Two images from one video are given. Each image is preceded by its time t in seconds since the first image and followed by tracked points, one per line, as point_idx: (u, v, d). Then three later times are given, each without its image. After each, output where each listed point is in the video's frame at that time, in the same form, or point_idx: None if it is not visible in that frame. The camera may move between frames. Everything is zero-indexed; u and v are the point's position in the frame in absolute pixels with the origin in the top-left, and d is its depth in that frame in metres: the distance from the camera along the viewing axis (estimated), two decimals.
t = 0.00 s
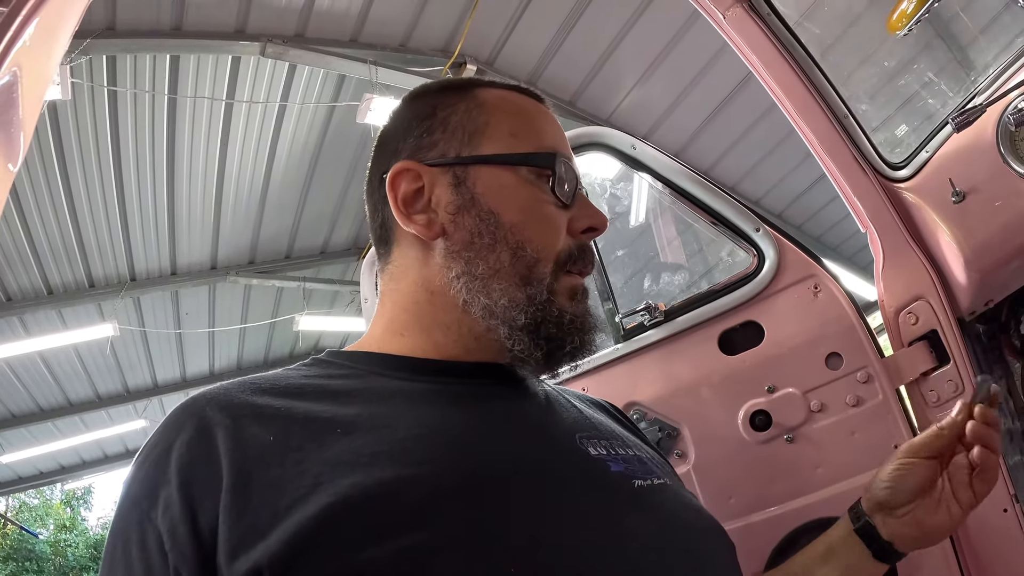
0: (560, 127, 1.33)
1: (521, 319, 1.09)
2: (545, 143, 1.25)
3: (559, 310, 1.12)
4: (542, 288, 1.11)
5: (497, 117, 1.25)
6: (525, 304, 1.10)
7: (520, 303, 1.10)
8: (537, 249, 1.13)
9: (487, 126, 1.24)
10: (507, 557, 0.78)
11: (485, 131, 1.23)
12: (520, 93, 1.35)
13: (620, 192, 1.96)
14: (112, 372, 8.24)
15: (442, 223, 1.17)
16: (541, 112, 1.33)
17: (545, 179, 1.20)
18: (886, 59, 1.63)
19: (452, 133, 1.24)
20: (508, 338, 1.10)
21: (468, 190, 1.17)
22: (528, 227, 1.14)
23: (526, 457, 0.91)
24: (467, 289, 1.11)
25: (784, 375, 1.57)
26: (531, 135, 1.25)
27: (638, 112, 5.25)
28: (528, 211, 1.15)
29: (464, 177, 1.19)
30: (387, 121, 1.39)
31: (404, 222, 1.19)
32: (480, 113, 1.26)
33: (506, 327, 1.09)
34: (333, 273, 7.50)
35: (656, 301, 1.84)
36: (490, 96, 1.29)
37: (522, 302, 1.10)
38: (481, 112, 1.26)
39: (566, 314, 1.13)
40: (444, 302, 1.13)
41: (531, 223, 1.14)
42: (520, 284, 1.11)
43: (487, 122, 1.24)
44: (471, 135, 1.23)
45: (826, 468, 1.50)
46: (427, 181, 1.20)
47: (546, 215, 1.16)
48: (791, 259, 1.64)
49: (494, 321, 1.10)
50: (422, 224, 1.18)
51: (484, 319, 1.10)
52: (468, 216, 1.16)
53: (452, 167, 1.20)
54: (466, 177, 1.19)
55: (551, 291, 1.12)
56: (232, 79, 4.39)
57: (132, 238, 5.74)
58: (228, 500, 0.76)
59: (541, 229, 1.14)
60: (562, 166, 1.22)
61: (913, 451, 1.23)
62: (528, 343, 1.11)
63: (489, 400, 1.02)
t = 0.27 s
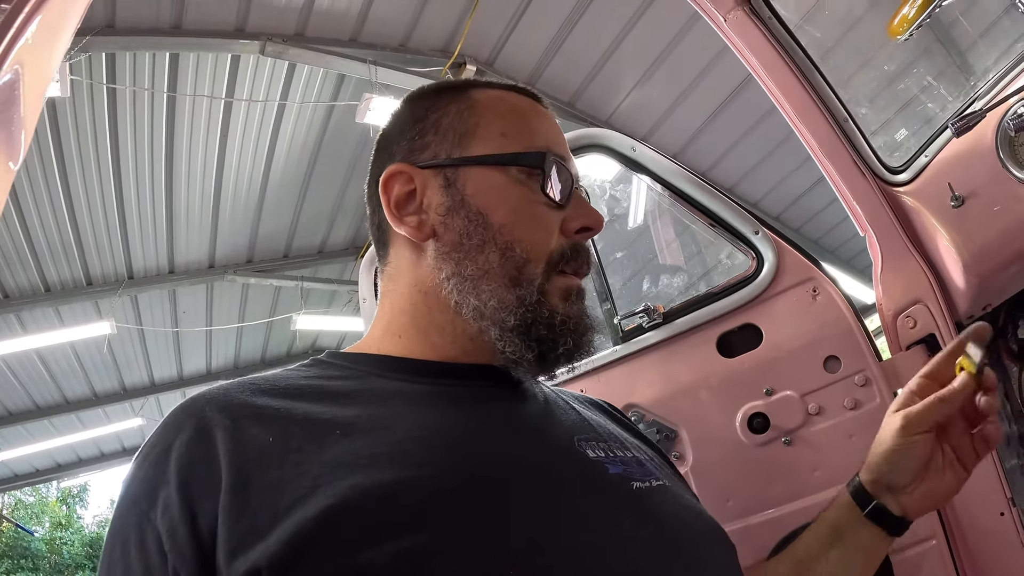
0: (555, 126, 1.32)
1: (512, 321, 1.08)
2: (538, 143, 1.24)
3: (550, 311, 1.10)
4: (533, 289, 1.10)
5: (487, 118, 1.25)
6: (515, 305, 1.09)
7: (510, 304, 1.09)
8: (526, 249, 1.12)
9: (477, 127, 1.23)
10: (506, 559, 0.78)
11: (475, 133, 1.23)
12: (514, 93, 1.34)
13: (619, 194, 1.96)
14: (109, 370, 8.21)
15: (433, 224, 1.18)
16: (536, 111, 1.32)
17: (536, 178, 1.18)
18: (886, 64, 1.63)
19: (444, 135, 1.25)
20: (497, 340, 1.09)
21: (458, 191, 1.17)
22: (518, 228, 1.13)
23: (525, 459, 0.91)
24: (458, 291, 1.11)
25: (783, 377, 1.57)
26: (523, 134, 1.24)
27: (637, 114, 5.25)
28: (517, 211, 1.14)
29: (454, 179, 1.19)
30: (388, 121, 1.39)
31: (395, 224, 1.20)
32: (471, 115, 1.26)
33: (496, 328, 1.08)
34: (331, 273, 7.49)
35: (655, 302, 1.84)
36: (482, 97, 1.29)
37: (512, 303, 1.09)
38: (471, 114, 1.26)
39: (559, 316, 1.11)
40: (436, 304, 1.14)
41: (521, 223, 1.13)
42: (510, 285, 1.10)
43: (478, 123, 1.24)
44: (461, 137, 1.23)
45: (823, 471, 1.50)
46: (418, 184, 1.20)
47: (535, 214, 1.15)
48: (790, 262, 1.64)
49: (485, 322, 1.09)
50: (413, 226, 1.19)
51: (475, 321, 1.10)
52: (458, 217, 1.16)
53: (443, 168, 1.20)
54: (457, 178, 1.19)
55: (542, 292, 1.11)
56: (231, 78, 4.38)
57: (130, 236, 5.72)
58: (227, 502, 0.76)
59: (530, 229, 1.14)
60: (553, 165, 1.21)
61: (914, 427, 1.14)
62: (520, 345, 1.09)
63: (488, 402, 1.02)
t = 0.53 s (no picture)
0: (501, 105, 1.24)
1: (446, 316, 1.03)
2: (466, 128, 1.18)
3: (483, 299, 1.01)
4: (464, 278, 1.03)
5: (422, 118, 1.23)
6: (446, 299, 1.03)
7: (443, 298, 1.03)
8: (451, 239, 1.06)
9: (412, 131, 1.22)
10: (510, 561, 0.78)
11: (411, 136, 1.22)
12: (465, 81, 1.29)
13: (619, 196, 1.93)
14: (107, 368, 8.20)
15: (387, 235, 1.20)
16: (481, 92, 1.25)
17: (459, 166, 1.12)
18: (884, 69, 1.65)
19: (389, 147, 1.26)
20: (450, 331, 1.04)
21: (398, 197, 1.17)
22: (444, 219, 1.08)
23: (530, 461, 0.91)
24: (407, 293, 1.10)
25: (782, 379, 1.58)
26: (452, 124, 1.19)
27: (637, 115, 5.26)
28: (442, 203, 1.09)
29: (396, 186, 1.19)
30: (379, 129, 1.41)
31: (367, 241, 1.26)
32: (410, 119, 1.25)
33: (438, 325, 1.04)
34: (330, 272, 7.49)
35: (654, 304, 1.83)
36: (422, 98, 1.27)
37: (445, 296, 1.03)
38: (410, 120, 1.25)
39: (495, 301, 1.01)
40: (398, 308, 1.14)
41: (446, 214, 1.08)
42: (442, 279, 1.04)
43: (413, 127, 1.23)
44: (402, 145, 1.23)
45: (820, 473, 1.52)
46: (377, 200, 1.24)
47: (467, 197, 1.08)
48: (789, 265, 1.65)
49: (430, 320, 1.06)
50: (377, 240, 1.24)
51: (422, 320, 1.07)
52: (401, 222, 1.15)
53: (387, 179, 1.22)
54: (396, 185, 1.19)
55: (474, 279, 1.02)
56: (232, 77, 4.39)
57: (129, 234, 5.72)
58: (236, 502, 0.77)
59: (457, 217, 1.07)
60: (474, 148, 1.14)
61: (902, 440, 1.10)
62: (460, 339, 1.03)
63: (490, 404, 1.02)
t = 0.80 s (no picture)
0: (467, 116, 1.23)
1: (411, 333, 1.07)
2: (429, 143, 1.19)
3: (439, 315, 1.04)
4: (424, 296, 1.06)
5: (398, 142, 1.28)
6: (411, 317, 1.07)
7: (409, 316, 1.08)
8: (413, 259, 1.09)
9: (393, 156, 1.28)
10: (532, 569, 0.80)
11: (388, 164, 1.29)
12: (440, 96, 1.32)
13: (625, 206, 1.95)
14: (107, 367, 8.19)
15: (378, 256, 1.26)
16: (451, 105, 1.26)
17: (421, 186, 1.15)
18: (888, 79, 1.65)
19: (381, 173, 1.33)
20: (415, 348, 1.07)
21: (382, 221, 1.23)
22: (407, 241, 1.12)
23: (548, 471, 0.94)
24: (389, 312, 1.15)
25: (785, 388, 1.60)
26: (419, 143, 1.21)
27: (639, 119, 5.28)
28: (406, 224, 1.13)
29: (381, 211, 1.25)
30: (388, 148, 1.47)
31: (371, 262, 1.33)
32: (393, 144, 1.30)
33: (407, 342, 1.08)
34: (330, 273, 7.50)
35: (659, 312, 1.84)
36: (404, 121, 1.32)
37: (411, 315, 1.07)
38: (393, 144, 1.30)
39: (450, 317, 1.03)
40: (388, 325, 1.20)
41: (409, 235, 1.11)
42: (409, 298, 1.09)
43: (393, 152, 1.28)
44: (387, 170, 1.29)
45: (821, 480, 1.54)
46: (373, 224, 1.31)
47: (419, 218, 1.11)
48: (792, 276, 1.68)
49: (402, 337, 1.10)
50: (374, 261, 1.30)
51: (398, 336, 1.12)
52: (381, 249, 1.22)
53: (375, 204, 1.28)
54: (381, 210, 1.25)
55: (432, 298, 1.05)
56: (236, 79, 4.41)
57: (131, 234, 5.73)
58: (270, 516, 0.79)
59: (416, 238, 1.10)
60: (431, 164, 1.15)
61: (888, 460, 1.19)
62: (424, 355, 1.06)
63: (502, 414, 1.05)
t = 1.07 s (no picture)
0: (474, 129, 1.23)
1: (419, 348, 1.06)
2: (433, 156, 1.19)
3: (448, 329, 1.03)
4: (433, 310, 1.05)
5: (400, 155, 1.27)
6: (418, 331, 1.06)
7: (416, 330, 1.07)
8: (421, 273, 1.09)
9: (394, 169, 1.27)
10: None
11: (389, 178, 1.28)
12: (440, 108, 1.31)
13: (627, 212, 1.94)
14: (106, 366, 8.18)
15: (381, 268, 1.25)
16: (452, 117, 1.26)
17: (426, 198, 1.14)
18: (892, 87, 1.62)
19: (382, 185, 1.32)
20: (422, 362, 1.06)
21: (385, 234, 1.22)
22: (414, 254, 1.11)
23: (551, 485, 0.93)
24: (394, 325, 1.14)
25: (787, 397, 1.60)
26: (422, 155, 1.20)
27: (640, 122, 5.28)
28: (413, 238, 1.12)
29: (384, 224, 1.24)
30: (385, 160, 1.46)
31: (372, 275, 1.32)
32: (394, 156, 1.30)
33: (415, 356, 1.07)
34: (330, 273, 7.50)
35: (662, 320, 1.83)
36: (405, 134, 1.31)
37: (418, 329, 1.07)
38: (394, 157, 1.30)
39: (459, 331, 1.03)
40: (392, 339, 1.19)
41: (416, 249, 1.11)
42: (416, 312, 1.08)
43: (395, 165, 1.27)
44: (389, 183, 1.28)
45: (823, 488, 1.54)
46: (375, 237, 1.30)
47: (427, 231, 1.10)
48: (795, 284, 1.68)
49: (409, 351, 1.09)
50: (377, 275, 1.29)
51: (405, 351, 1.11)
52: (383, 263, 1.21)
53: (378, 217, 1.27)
54: (384, 222, 1.24)
55: (441, 311, 1.05)
56: (237, 80, 4.40)
57: (130, 234, 5.72)
58: (277, 535, 0.79)
59: (424, 251, 1.09)
60: (436, 175, 1.15)
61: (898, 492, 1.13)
62: (433, 369, 1.05)
63: (505, 425, 1.04)
